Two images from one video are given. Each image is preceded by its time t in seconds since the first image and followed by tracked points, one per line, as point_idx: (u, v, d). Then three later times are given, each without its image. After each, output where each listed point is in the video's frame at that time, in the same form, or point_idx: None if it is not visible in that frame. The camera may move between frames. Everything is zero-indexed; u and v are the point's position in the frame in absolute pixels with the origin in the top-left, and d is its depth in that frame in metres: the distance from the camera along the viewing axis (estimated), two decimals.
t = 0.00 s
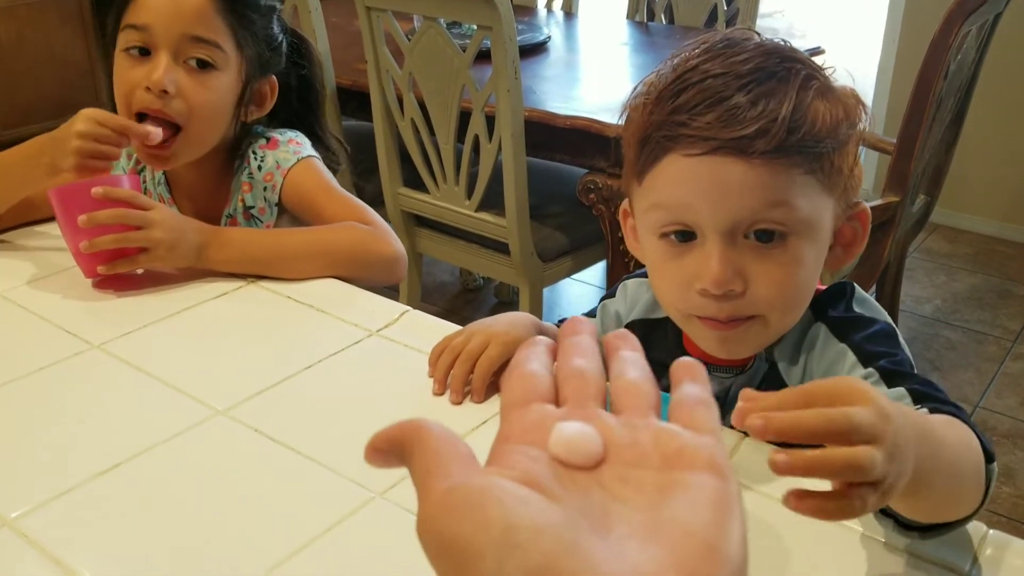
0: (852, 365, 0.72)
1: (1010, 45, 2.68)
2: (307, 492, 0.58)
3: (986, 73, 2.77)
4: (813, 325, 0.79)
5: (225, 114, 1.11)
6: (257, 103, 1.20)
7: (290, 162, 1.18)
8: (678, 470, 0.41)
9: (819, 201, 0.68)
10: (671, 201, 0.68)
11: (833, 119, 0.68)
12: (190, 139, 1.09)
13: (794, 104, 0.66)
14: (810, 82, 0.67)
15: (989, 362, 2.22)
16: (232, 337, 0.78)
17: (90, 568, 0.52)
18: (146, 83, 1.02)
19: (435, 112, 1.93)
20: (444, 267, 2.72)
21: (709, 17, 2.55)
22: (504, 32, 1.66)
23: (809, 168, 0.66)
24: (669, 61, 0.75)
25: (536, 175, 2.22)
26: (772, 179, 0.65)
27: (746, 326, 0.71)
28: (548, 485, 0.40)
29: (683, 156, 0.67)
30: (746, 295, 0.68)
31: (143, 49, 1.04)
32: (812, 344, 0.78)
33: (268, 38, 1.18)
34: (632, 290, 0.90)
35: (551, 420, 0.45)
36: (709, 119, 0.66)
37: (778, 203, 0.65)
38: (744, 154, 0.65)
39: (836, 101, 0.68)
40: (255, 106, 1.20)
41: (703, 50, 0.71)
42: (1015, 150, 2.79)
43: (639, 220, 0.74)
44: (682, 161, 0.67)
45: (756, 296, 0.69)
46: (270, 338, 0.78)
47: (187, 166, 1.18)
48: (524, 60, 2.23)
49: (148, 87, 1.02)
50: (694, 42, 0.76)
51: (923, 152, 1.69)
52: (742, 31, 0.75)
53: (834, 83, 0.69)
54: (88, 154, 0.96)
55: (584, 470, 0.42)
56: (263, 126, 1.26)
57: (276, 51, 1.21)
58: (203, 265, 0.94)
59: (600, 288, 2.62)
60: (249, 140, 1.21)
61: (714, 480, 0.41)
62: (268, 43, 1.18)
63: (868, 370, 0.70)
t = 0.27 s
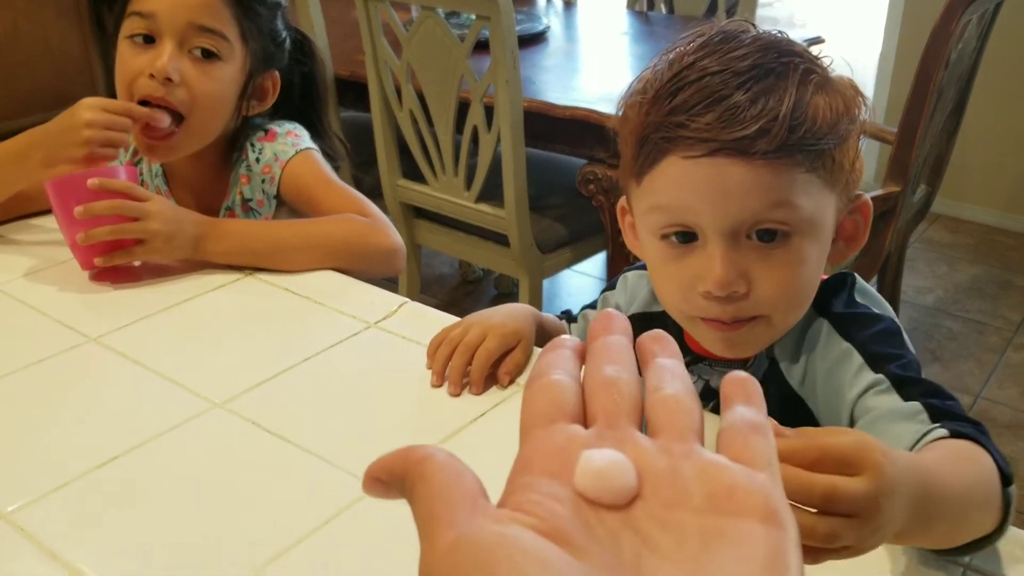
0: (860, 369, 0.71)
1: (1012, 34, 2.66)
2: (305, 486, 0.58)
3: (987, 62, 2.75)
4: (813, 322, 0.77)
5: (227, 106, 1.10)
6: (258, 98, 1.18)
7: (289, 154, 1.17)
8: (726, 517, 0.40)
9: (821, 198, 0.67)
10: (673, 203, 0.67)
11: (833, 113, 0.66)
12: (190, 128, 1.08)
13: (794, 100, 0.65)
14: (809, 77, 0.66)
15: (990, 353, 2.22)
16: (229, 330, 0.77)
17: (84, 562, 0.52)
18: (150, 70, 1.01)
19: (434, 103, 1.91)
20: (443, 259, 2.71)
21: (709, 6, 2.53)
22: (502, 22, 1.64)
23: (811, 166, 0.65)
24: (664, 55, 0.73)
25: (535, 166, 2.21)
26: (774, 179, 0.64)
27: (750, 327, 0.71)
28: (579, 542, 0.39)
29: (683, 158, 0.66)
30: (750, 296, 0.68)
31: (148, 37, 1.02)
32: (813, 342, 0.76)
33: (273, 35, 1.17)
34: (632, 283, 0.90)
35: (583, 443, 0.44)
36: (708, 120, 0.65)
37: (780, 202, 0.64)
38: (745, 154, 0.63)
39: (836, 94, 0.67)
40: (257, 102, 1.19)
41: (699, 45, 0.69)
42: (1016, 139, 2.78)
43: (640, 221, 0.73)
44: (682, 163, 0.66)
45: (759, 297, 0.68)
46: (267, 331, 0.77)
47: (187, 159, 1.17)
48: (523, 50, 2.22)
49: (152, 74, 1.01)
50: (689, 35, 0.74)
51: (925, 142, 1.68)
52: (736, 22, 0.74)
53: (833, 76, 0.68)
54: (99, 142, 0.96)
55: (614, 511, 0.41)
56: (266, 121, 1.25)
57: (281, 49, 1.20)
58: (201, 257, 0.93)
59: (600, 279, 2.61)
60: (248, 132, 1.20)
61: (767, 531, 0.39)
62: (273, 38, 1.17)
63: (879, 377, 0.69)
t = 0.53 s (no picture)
0: (887, 364, 0.71)
1: (1013, 24, 2.66)
2: (306, 476, 0.58)
3: (988, 52, 2.74)
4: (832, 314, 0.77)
5: (229, 100, 1.10)
6: (259, 93, 1.18)
7: (289, 145, 1.17)
8: (730, 524, 0.40)
9: (831, 190, 0.66)
10: (683, 201, 0.67)
11: (840, 104, 0.66)
12: (190, 122, 1.07)
13: (802, 94, 0.64)
14: (815, 69, 0.66)
15: (990, 343, 2.22)
16: (230, 320, 0.77)
17: (86, 552, 0.52)
18: (152, 63, 1.01)
19: (433, 94, 1.91)
20: (443, 250, 2.71)
21: None
22: (502, 12, 1.64)
23: (821, 160, 0.65)
24: (665, 49, 0.72)
25: (534, 157, 2.21)
26: (785, 174, 0.63)
27: (760, 322, 0.71)
28: (572, 551, 0.40)
29: (693, 155, 0.65)
30: (762, 292, 0.68)
31: (151, 29, 1.02)
32: (834, 335, 0.76)
33: (276, 28, 1.16)
34: (633, 275, 0.90)
35: (576, 447, 0.45)
36: (717, 117, 0.64)
37: (791, 198, 0.64)
38: (756, 151, 0.63)
39: (841, 84, 0.67)
40: (258, 96, 1.19)
41: (701, 39, 0.68)
42: (1017, 130, 2.78)
43: (646, 218, 0.73)
44: (691, 161, 0.65)
45: (771, 292, 0.68)
46: (268, 321, 0.77)
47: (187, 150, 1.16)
48: (522, 40, 2.21)
49: (154, 68, 1.01)
50: (689, 28, 0.73)
51: (925, 132, 1.68)
52: (736, 13, 0.73)
53: (837, 66, 0.68)
54: (99, 138, 0.94)
55: (611, 518, 0.41)
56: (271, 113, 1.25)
57: (284, 42, 1.19)
58: (201, 247, 0.93)
59: (600, 270, 2.61)
60: (247, 123, 1.20)
61: (770, 537, 0.39)
62: (276, 32, 1.16)
63: (911, 375, 0.69)
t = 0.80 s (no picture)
0: (895, 355, 0.70)
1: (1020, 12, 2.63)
2: (310, 468, 0.58)
3: (994, 41, 2.72)
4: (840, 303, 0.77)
5: (242, 92, 1.10)
6: (268, 80, 1.19)
7: (293, 135, 1.16)
8: (726, 512, 0.40)
9: (846, 180, 0.66)
10: (697, 184, 0.66)
11: (858, 94, 0.65)
12: (209, 114, 1.08)
13: (820, 80, 0.64)
14: (834, 57, 0.65)
15: (996, 333, 2.21)
16: (233, 311, 0.77)
17: (90, 543, 0.52)
18: (167, 59, 1.01)
19: (437, 84, 1.90)
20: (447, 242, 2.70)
21: None
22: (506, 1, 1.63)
23: (837, 148, 0.64)
24: (684, 34, 0.72)
25: (538, 148, 2.20)
26: (801, 161, 0.63)
27: (768, 312, 0.71)
28: (562, 542, 0.39)
29: (707, 139, 0.65)
30: (773, 281, 0.68)
31: (162, 25, 1.02)
32: (842, 324, 0.76)
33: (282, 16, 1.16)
34: (643, 263, 0.90)
35: (566, 440, 0.45)
36: (733, 101, 0.64)
37: (806, 184, 0.63)
38: (773, 135, 0.62)
39: (861, 74, 0.66)
40: (266, 84, 1.19)
41: (720, 24, 0.68)
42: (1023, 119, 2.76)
43: (659, 204, 0.72)
44: (706, 144, 0.65)
45: (782, 281, 0.68)
46: (272, 313, 0.77)
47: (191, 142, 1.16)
48: (526, 30, 2.20)
49: (170, 63, 1.01)
50: (708, 14, 0.73)
51: (931, 121, 1.67)
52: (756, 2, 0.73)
53: (857, 57, 0.67)
54: (48, 123, 0.98)
55: (601, 513, 0.41)
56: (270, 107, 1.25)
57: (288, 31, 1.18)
58: (204, 239, 0.93)
59: (605, 261, 2.61)
60: (253, 114, 1.19)
61: (771, 524, 0.39)
62: (282, 22, 1.16)
63: (921, 367, 0.67)
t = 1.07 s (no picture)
0: (908, 355, 0.68)
1: None
2: (314, 467, 0.58)
3: (1001, 36, 2.71)
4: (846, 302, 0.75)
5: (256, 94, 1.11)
6: (274, 74, 1.20)
7: (300, 133, 1.17)
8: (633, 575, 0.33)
9: (848, 186, 0.66)
10: (696, 197, 0.66)
11: (860, 96, 0.66)
12: (230, 117, 1.09)
13: (820, 85, 0.64)
14: (834, 60, 0.65)
15: (1002, 329, 2.21)
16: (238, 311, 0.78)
17: (96, 542, 0.53)
18: (185, 69, 1.02)
19: (441, 81, 1.91)
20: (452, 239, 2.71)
21: None
22: None
23: (838, 154, 0.64)
24: (682, 36, 0.72)
25: (543, 145, 2.20)
26: (803, 170, 0.63)
27: (771, 319, 0.71)
28: None
29: (707, 151, 0.65)
30: (775, 291, 0.67)
31: (172, 35, 1.02)
32: (850, 324, 0.74)
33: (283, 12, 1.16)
34: (647, 263, 0.90)
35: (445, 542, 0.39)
36: (732, 111, 0.64)
37: (807, 195, 0.63)
38: (773, 146, 0.63)
39: (861, 75, 0.66)
40: (272, 78, 1.20)
41: (719, 27, 0.68)
42: None
43: (659, 211, 0.72)
44: (706, 156, 0.65)
45: (784, 291, 0.68)
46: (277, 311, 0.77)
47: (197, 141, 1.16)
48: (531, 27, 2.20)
49: (188, 73, 1.02)
50: (707, 15, 0.73)
51: (936, 118, 1.67)
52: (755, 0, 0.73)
53: (857, 56, 0.67)
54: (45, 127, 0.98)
55: None
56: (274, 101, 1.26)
57: (288, 22, 1.18)
58: (210, 237, 0.93)
59: (610, 258, 2.61)
60: (259, 112, 1.20)
61: None
62: (282, 15, 1.16)
63: (937, 367, 0.65)
